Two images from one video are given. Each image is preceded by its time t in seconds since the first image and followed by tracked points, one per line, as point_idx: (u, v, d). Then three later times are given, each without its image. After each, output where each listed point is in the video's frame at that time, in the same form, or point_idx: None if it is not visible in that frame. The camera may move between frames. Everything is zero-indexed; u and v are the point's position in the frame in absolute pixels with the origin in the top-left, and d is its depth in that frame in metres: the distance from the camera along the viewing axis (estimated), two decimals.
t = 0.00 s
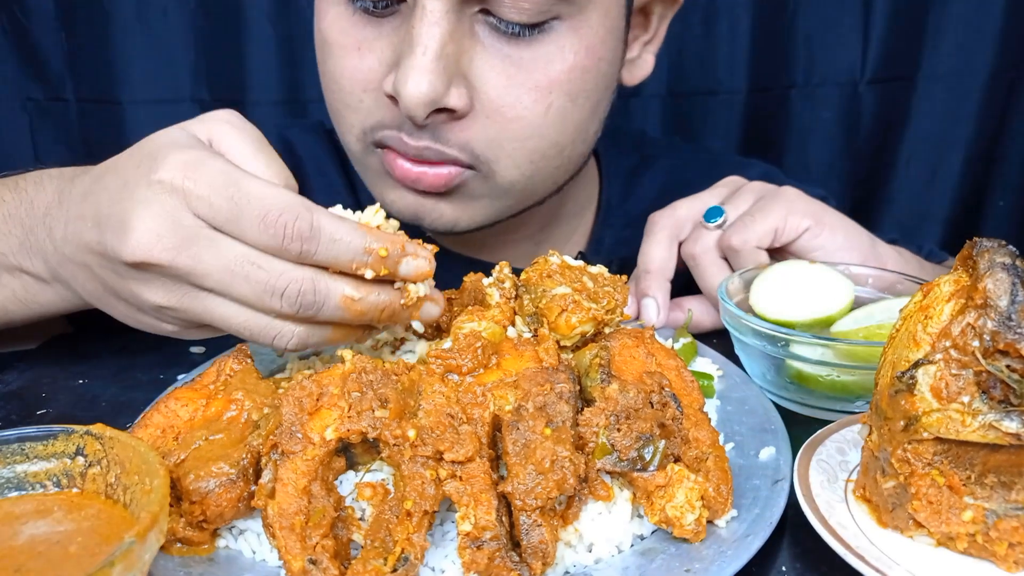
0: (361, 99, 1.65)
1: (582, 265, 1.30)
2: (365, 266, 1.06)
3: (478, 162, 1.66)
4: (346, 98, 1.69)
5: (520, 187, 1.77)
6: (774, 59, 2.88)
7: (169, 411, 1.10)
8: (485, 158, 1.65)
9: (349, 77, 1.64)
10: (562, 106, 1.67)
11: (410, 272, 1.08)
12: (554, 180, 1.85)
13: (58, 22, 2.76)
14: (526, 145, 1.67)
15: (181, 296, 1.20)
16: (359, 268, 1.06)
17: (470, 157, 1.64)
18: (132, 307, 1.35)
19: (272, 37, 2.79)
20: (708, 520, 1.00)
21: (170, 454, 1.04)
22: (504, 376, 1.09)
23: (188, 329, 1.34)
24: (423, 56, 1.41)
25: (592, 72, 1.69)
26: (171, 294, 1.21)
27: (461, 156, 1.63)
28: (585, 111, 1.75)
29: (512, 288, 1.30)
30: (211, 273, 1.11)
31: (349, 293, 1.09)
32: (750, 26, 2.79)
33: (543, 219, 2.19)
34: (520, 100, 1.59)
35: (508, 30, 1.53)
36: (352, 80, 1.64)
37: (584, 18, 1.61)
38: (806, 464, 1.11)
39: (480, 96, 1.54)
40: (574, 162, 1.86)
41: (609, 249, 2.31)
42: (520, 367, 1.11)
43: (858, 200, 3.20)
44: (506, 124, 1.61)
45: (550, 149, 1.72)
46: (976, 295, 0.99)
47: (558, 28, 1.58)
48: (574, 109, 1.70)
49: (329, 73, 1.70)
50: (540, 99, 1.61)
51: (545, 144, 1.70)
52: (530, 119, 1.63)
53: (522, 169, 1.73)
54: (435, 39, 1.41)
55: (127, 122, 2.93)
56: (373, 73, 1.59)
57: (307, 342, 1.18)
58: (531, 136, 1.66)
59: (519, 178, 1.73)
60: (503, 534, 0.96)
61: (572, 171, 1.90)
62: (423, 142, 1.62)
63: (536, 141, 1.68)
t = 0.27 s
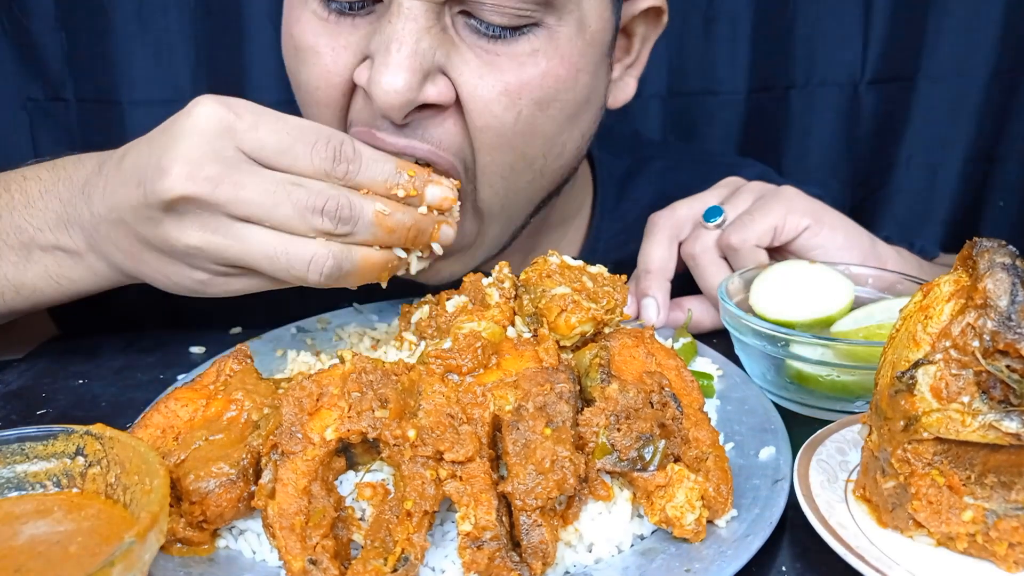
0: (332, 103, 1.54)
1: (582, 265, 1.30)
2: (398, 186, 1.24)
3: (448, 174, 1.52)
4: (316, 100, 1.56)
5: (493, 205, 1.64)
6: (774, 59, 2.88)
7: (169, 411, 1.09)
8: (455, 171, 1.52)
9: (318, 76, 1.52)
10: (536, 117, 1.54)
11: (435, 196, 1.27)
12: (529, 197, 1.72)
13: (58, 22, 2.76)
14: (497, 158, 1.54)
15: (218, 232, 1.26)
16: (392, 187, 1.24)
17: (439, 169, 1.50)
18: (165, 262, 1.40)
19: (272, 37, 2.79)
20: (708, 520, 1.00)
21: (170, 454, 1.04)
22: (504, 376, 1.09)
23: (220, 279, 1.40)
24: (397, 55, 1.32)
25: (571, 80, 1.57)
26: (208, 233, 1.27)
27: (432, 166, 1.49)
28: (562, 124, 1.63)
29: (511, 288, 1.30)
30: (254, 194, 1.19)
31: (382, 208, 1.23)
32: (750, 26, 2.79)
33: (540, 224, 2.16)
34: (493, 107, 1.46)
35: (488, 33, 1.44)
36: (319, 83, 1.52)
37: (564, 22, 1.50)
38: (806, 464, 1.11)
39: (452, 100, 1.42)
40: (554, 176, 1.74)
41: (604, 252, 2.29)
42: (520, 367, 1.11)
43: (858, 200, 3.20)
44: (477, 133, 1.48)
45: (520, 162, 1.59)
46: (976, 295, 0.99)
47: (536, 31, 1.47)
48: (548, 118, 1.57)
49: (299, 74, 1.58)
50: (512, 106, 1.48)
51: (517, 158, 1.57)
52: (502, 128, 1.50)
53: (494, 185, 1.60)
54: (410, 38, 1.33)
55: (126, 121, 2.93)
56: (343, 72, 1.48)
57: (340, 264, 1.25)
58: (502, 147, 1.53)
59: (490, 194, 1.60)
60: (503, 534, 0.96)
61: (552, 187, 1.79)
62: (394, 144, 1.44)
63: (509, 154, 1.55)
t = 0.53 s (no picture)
0: (355, 120, 1.65)
1: (582, 265, 1.30)
2: (383, 248, 1.13)
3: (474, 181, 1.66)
4: (338, 116, 1.68)
5: (517, 210, 1.79)
6: (774, 59, 2.88)
7: (169, 411, 1.09)
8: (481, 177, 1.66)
9: (343, 95, 1.64)
10: (559, 124, 1.68)
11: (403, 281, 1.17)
12: (549, 200, 1.86)
13: (58, 22, 2.76)
14: (522, 164, 1.68)
15: (170, 205, 1.11)
16: (377, 249, 1.13)
17: (466, 176, 1.65)
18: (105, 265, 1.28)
19: (272, 38, 2.79)
20: (708, 520, 1.00)
21: (170, 454, 1.04)
22: (504, 376, 1.09)
23: (148, 269, 1.22)
24: (422, 69, 1.42)
25: (590, 88, 1.70)
26: (159, 202, 1.12)
27: (459, 175, 1.64)
28: (582, 128, 1.76)
29: (511, 288, 1.30)
30: (216, 182, 1.08)
31: (348, 248, 1.10)
32: (750, 26, 2.79)
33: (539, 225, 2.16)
34: (519, 118, 1.60)
35: (510, 43, 1.54)
36: (344, 100, 1.64)
37: (583, 34, 1.62)
38: (806, 464, 1.11)
39: (479, 110, 1.55)
40: (570, 180, 1.87)
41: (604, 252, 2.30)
42: (519, 367, 1.11)
43: (858, 200, 3.20)
44: (504, 141, 1.62)
45: (545, 167, 1.73)
46: (976, 295, 0.99)
47: (557, 43, 1.59)
48: (571, 126, 1.71)
49: (320, 89, 1.68)
50: (538, 116, 1.62)
51: (541, 164, 1.72)
52: (528, 136, 1.64)
53: (518, 189, 1.74)
54: (435, 52, 1.42)
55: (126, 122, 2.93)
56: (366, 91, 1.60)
57: (273, 282, 1.05)
58: (527, 154, 1.67)
59: (515, 200, 1.75)
60: (503, 534, 0.96)
61: (565, 192, 1.92)
62: (420, 159, 1.60)
63: (534, 160, 1.70)
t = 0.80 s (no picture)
0: (369, 131, 1.66)
1: (582, 265, 1.30)
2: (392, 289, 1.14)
3: (491, 173, 1.71)
4: (350, 130, 1.69)
5: (532, 194, 1.82)
6: (774, 59, 2.88)
7: (169, 410, 1.09)
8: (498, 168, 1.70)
9: (353, 109, 1.64)
10: (569, 110, 1.70)
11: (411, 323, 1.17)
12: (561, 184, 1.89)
13: (58, 23, 2.76)
14: (537, 153, 1.71)
15: (194, 201, 1.15)
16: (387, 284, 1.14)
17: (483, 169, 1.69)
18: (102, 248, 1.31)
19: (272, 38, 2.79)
20: (707, 521, 1.00)
21: (170, 454, 1.04)
22: (503, 376, 1.09)
23: (149, 261, 1.22)
24: (433, 77, 1.44)
25: (594, 74, 1.71)
26: (183, 198, 1.16)
27: (476, 171, 1.69)
28: (589, 113, 1.78)
29: (511, 288, 1.30)
30: (247, 188, 1.12)
31: (364, 270, 1.11)
32: (749, 27, 2.79)
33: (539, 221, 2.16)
34: (529, 110, 1.62)
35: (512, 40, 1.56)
36: (355, 112, 1.64)
37: (582, 21, 1.63)
38: (806, 464, 1.11)
39: (491, 108, 1.58)
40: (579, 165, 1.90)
41: (606, 246, 2.31)
42: (519, 367, 1.11)
43: (858, 200, 3.20)
44: (517, 134, 1.65)
45: (559, 153, 1.76)
46: (976, 296, 0.99)
47: (560, 33, 1.61)
48: (580, 111, 1.73)
49: (329, 105, 1.69)
50: (548, 106, 1.65)
51: (555, 150, 1.75)
52: (539, 126, 1.66)
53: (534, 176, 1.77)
54: (444, 59, 1.44)
55: (127, 122, 2.93)
56: (377, 103, 1.60)
57: (272, 298, 1.07)
58: (540, 144, 1.69)
59: (531, 185, 1.79)
60: (502, 534, 0.96)
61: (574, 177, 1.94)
62: (440, 164, 1.65)
63: (547, 149, 1.72)
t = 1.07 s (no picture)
0: (376, 119, 1.66)
1: (582, 265, 1.30)
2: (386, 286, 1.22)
3: (503, 158, 1.69)
4: (358, 121, 1.69)
5: (545, 180, 1.80)
6: (773, 59, 2.88)
7: (169, 410, 1.09)
8: (510, 152, 1.68)
9: (361, 100, 1.65)
10: (577, 92, 1.70)
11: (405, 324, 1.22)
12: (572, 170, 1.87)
13: (58, 23, 2.76)
14: (547, 137, 1.70)
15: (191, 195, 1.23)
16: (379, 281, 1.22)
17: (496, 153, 1.67)
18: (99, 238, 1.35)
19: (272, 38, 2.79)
20: (707, 521, 1.00)
21: (170, 454, 1.04)
22: (503, 376, 1.09)
23: (139, 253, 1.27)
24: (442, 62, 1.45)
25: (599, 57, 1.73)
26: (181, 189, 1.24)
27: (488, 154, 1.66)
28: (597, 97, 1.78)
29: (511, 288, 1.30)
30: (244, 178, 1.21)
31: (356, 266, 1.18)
32: (749, 27, 2.79)
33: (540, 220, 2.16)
34: (538, 93, 1.62)
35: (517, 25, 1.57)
36: (363, 103, 1.65)
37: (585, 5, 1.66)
38: (806, 464, 1.11)
39: (499, 93, 1.58)
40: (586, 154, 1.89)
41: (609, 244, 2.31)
42: (519, 367, 1.11)
43: (858, 201, 3.20)
44: (526, 117, 1.64)
45: (569, 138, 1.75)
46: (976, 295, 0.99)
47: (564, 17, 1.63)
48: (588, 94, 1.73)
49: (337, 98, 1.69)
50: (556, 89, 1.65)
51: (565, 135, 1.74)
52: (549, 110, 1.66)
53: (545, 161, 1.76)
54: (452, 43, 1.45)
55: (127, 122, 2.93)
56: (385, 93, 1.60)
57: (266, 293, 1.16)
58: (550, 127, 1.69)
59: (543, 169, 1.76)
60: (502, 534, 0.96)
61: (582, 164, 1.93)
62: (452, 148, 1.63)
63: (557, 133, 1.71)
